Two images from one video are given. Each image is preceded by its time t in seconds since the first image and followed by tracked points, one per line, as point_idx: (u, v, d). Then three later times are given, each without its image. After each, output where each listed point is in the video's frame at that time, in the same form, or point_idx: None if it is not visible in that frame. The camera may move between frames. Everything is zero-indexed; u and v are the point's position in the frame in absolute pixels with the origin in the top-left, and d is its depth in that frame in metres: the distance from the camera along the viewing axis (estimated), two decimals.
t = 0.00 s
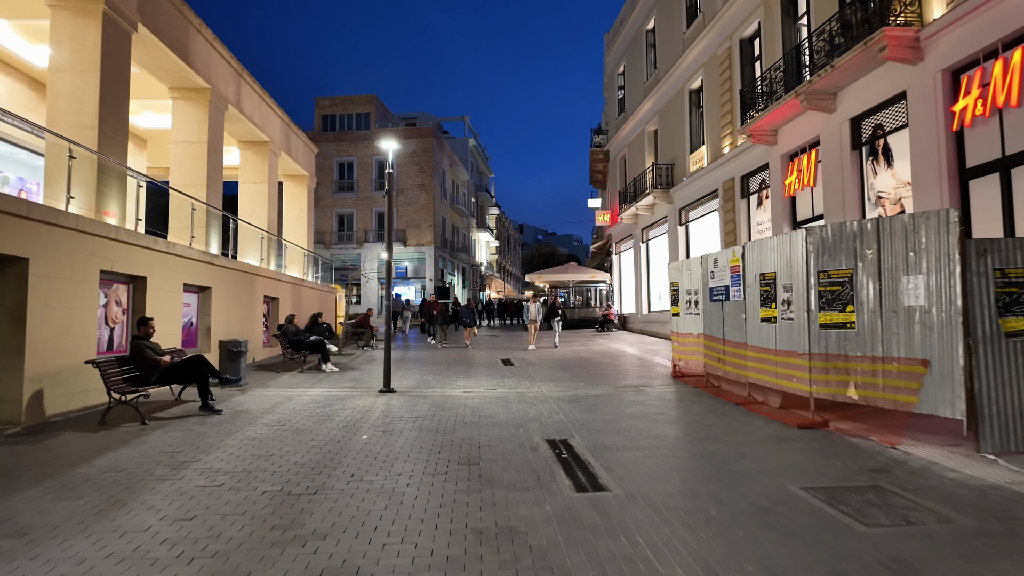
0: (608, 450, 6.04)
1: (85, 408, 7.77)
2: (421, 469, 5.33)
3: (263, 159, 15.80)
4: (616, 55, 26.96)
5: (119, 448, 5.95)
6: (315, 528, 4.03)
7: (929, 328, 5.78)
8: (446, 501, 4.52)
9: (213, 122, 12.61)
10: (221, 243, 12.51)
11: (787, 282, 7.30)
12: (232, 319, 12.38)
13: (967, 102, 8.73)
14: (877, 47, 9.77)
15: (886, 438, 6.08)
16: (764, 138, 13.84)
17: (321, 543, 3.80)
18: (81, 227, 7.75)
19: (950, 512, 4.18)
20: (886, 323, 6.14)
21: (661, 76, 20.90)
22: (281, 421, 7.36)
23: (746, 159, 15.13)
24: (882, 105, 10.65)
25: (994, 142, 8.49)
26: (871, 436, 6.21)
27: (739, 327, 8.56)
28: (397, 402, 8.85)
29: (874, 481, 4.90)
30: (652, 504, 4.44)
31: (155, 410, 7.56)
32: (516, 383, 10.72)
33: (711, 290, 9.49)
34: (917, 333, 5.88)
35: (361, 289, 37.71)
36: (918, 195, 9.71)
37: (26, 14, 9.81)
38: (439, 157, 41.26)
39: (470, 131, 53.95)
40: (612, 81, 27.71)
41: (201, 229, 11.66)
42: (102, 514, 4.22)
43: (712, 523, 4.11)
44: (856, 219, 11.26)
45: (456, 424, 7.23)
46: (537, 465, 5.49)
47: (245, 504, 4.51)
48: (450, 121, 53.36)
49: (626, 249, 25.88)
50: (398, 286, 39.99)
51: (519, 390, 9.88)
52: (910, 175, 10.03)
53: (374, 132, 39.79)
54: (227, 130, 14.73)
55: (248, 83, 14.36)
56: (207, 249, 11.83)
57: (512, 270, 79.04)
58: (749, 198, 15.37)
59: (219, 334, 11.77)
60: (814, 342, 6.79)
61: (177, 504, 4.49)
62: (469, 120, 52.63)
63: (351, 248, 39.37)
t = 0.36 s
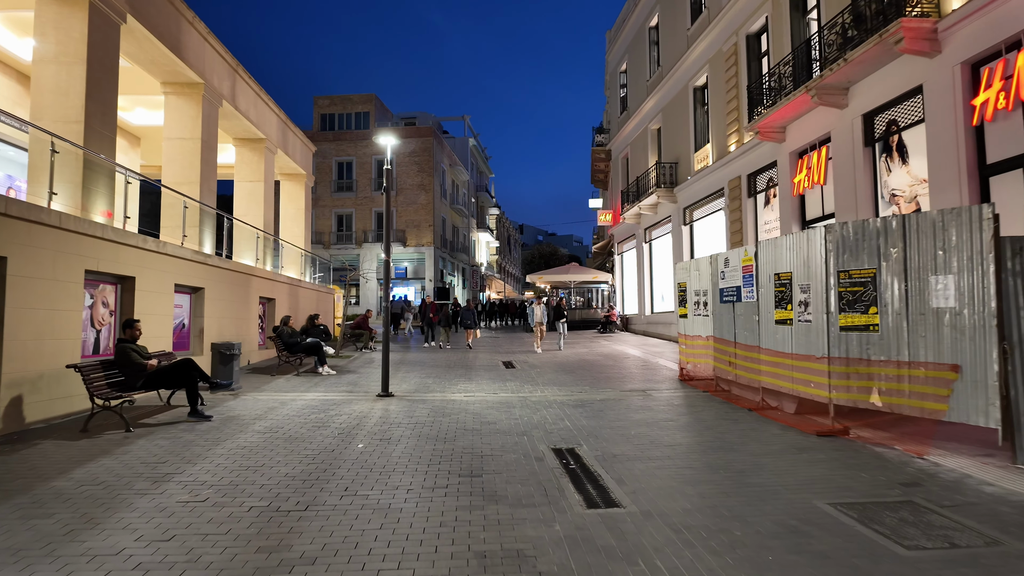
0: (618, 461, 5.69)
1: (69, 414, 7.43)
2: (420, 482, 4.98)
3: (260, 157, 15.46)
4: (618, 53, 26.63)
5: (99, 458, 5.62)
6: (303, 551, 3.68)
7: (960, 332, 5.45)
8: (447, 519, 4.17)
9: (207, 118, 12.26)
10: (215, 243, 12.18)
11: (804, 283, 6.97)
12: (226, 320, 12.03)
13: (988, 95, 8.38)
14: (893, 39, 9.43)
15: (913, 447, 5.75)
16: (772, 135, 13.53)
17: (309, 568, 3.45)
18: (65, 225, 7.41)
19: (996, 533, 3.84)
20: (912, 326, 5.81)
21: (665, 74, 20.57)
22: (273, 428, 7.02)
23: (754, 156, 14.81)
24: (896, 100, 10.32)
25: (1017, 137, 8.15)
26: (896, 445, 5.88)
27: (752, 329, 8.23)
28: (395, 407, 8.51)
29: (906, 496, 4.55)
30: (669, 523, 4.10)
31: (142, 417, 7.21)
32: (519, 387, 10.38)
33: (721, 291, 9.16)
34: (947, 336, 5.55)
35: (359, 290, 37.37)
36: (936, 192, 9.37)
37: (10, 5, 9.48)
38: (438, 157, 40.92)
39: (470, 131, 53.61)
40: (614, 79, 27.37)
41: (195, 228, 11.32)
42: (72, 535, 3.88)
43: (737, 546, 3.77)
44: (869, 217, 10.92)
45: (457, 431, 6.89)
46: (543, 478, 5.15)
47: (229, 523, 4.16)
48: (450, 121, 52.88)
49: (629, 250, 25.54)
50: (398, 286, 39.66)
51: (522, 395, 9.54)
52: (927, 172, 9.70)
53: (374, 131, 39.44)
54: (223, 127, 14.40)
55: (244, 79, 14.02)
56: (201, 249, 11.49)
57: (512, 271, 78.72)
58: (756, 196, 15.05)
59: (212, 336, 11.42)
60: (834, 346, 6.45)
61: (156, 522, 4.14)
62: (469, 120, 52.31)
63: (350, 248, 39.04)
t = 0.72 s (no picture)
0: (633, 472, 5.32)
1: (50, 420, 7.05)
2: (421, 497, 4.60)
3: (256, 153, 15.08)
4: (621, 50, 26.26)
5: (77, 469, 5.24)
6: None
7: (1001, 334, 5.09)
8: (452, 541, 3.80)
9: (200, 112, 11.88)
10: (209, 241, 11.80)
11: (826, 281, 6.62)
12: (219, 320, 11.66)
13: (1015, 87, 8.01)
14: (913, 29, 9.07)
15: (947, 457, 5.39)
16: (781, 130, 13.18)
17: None
18: (47, 220, 7.04)
19: None
20: (947, 328, 5.44)
21: (670, 70, 20.20)
22: (265, 435, 6.64)
23: (762, 153, 14.46)
24: (914, 93, 9.97)
25: None
26: (928, 455, 5.52)
27: (768, 330, 7.87)
28: (394, 412, 8.14)
29: (951, 513, 4.19)
30: (695, 545, 3.73)
31: (127, 423, 6.84)
32: (522, 390, 10.01)
33: (734, 291, 8.80)
34: (986, 339, 5.18)
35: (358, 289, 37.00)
36: (957, 188, 9.00)
37: None
38: (438, 155, 40.55)
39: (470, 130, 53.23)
40: (617, 76, 27.00)
41: (187, 225, 10.95)
42: (37, 559, 3.50)
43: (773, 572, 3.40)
44: (884, 214, 10.56)
45: (459, 438, 6.52)
46: (554, 491, 4.78)
47: (212, 544, 3.78)
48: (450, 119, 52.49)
49: (632, 249, 25.18)
50: (398, 286, 39.28)
51: (526, 398, 9.17)
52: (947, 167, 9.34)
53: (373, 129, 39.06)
54: (217, 122, 14.03)
55: (239, 72, 13.64)
56: (194, 246, 11.12)
57: (512, 270, 78.40)
58: (764, 194, 14.70)
59: (205, 336, 11.05)
60: (860, 348, 6.09)
61: (131, 544, 3.76)
62: (469, 118, 51.95)
63: (349, 247, 38.70)
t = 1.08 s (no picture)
0: (644, 482, 4.98)
1: (27, 426, 6.70)
2: (417, 511, 4.26)
3: (249, 149, 14.72)
4: (622, 47, 25.94)
5: (48, 479, 4.89)
6: None
7: None
8: (450, 562, 3.45)
9: (191, 106, 11.52)
10: (200, 238, 11.46)
11: (843, 279, 6.29)
12: (211, 321, 11.30)
13: None
14: (928, 18, 8.74)
15: (977, 465, 5.06)
16: (789, 125, 12.86)
17: None
18: (24, 215, 6.67)
19: None
20: (977, 327, 5.12)
21: (672, 66, 19.85)
22: (254, 441, 6.30)
23: (768, 149, 14.14)
24: (927, 85, 9.65)
25: None
26: (956, 462, 5.19)
27: (781, 330, 7.54)
28: (390, 416, 7.80)
29: (992, 529, 3.86)
30: (718, 566, 3.39)
31: (107, 428, 6.49)
32: (523, 393, 9.66)
33: (744, 290, 8.48)
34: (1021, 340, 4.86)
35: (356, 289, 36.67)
36: (974, 183, 8.68)
37: None
38: (437, 154, 40.25)
39: (469, 129, 52.89)
40: (618, 73, 26.67)
41: (177, 222, 10.60)
42: None
43: None
44: (897, 210, 10.24)
45: (458, 445, 6.18)
46: (561, 504, 4.44)
47: (187, 566, 3.43)
48: (449, 118, 52.14)
49: (633, 248, 24.84)
50: (396, 286, 38.96)
51: (527, 402, 8.84)
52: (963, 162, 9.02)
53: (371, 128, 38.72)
54: (210, 117, 13.68)
55: (232, 66, 13.30)
56: (184, 244, 10.78)
57: (511, 271, 78.14)
58: (770, 191, 14.39)
59: (196, 337, 10.70)
60: (881, 350, 5.76)
61: (96, 566, 3.41)
62: (467, 117, 51.61)
63: (347, 247, 38.38)
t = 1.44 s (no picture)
0: (654, 499, 4.60)
1: None
2: (407, 534, 3.88)
3: (241, 145, 14.31)
4: (622, 42, 25.55)
5: (7, 496, 4.50)
6: None
7: None
8: None
9: (178, 100, 11.13)
10: (188, 237, 11.06)
11: (863, 278, 5.92)
12: (198, 322, 10.91)
13: None
14: (945, 5, 8.37)
15: (1012, 479, 4.69)
16: (796, 120, 12.49)
17: None
18: None
19: None
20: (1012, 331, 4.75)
21: (674, 61, 19.46)
22: (236, 451, 5.91)
23: (775, 144, 13.76)
24: (943, 76, 9.28)
25: None
26: (989, 475, 4.82)
27: (794, 332, 7.16)
28: (383, 422, 7.42)
29: None
30: None
31: (80, 437, 6.10)
32: (523, 397, 9.28)
33: (754, 289, 8.10)
34: None
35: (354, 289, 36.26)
36: (994, 177, 8.31)
37: None
38: (435, 153, 39.85)
39: (467, 127, 52.47)
40: (618, 69, 26.28)
41: (163, 219, 10.20)
42: None
43: None
44: (910, 206, 9.86)
45: (454, 455, 5.79)
46: (565, 524, 4.06)
47: None
48: (447, 116, 51.71)
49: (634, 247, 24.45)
50: (394, 285, 38.56)
51: (527, 406, 8.45)
52: (981, 156, 8.65)
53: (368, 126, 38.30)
54: (199, 111, 13.28)
55: (222, 59, 12.90)
56: (171, 242, 10.39)
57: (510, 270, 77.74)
58: (776, 187, 14.02)
59: (182, 339, 10.30)
60: (906, 354, 5.39)
61: None
62: (466, 115, 51.19)
63: (344, 246, 37.97)
